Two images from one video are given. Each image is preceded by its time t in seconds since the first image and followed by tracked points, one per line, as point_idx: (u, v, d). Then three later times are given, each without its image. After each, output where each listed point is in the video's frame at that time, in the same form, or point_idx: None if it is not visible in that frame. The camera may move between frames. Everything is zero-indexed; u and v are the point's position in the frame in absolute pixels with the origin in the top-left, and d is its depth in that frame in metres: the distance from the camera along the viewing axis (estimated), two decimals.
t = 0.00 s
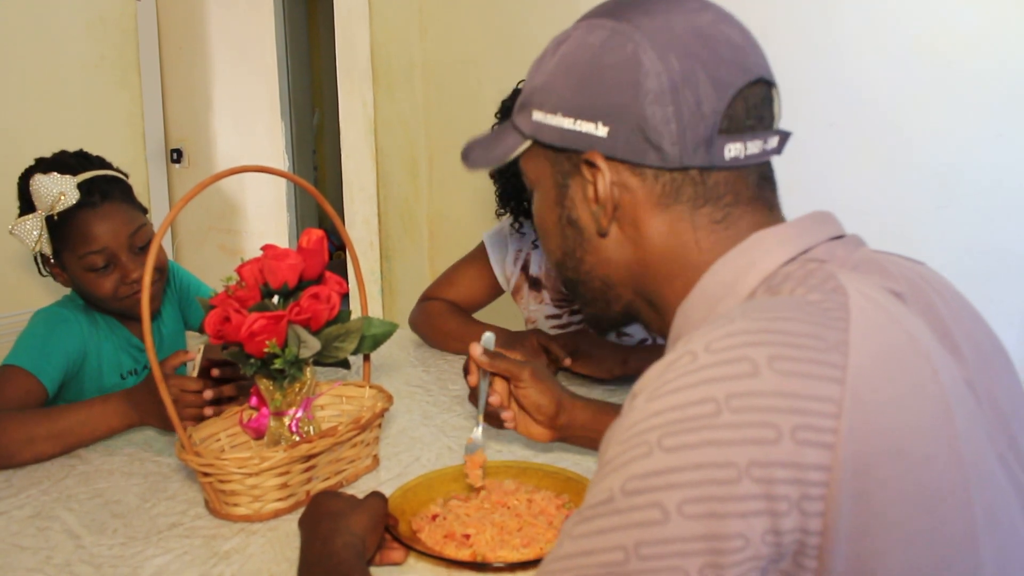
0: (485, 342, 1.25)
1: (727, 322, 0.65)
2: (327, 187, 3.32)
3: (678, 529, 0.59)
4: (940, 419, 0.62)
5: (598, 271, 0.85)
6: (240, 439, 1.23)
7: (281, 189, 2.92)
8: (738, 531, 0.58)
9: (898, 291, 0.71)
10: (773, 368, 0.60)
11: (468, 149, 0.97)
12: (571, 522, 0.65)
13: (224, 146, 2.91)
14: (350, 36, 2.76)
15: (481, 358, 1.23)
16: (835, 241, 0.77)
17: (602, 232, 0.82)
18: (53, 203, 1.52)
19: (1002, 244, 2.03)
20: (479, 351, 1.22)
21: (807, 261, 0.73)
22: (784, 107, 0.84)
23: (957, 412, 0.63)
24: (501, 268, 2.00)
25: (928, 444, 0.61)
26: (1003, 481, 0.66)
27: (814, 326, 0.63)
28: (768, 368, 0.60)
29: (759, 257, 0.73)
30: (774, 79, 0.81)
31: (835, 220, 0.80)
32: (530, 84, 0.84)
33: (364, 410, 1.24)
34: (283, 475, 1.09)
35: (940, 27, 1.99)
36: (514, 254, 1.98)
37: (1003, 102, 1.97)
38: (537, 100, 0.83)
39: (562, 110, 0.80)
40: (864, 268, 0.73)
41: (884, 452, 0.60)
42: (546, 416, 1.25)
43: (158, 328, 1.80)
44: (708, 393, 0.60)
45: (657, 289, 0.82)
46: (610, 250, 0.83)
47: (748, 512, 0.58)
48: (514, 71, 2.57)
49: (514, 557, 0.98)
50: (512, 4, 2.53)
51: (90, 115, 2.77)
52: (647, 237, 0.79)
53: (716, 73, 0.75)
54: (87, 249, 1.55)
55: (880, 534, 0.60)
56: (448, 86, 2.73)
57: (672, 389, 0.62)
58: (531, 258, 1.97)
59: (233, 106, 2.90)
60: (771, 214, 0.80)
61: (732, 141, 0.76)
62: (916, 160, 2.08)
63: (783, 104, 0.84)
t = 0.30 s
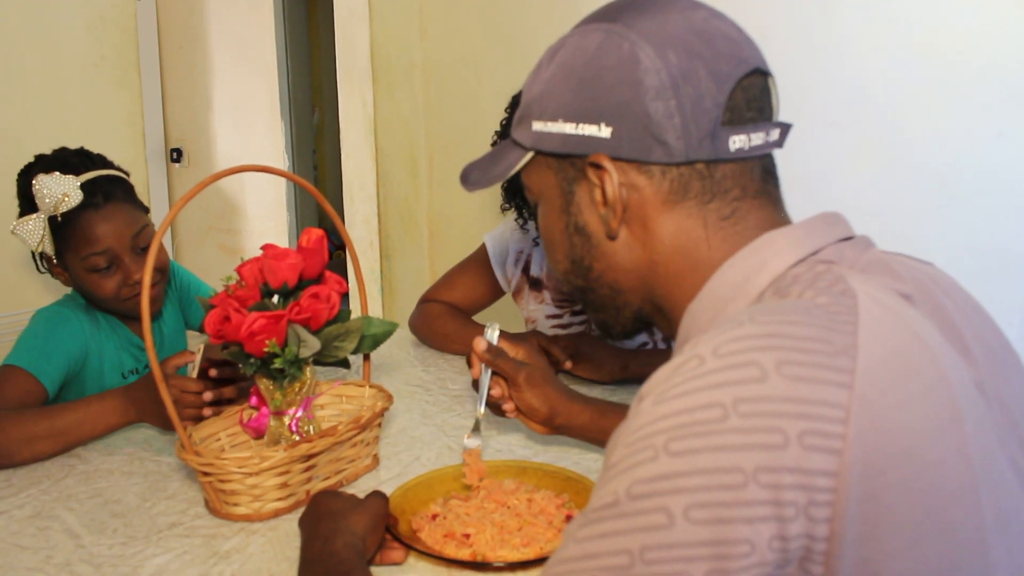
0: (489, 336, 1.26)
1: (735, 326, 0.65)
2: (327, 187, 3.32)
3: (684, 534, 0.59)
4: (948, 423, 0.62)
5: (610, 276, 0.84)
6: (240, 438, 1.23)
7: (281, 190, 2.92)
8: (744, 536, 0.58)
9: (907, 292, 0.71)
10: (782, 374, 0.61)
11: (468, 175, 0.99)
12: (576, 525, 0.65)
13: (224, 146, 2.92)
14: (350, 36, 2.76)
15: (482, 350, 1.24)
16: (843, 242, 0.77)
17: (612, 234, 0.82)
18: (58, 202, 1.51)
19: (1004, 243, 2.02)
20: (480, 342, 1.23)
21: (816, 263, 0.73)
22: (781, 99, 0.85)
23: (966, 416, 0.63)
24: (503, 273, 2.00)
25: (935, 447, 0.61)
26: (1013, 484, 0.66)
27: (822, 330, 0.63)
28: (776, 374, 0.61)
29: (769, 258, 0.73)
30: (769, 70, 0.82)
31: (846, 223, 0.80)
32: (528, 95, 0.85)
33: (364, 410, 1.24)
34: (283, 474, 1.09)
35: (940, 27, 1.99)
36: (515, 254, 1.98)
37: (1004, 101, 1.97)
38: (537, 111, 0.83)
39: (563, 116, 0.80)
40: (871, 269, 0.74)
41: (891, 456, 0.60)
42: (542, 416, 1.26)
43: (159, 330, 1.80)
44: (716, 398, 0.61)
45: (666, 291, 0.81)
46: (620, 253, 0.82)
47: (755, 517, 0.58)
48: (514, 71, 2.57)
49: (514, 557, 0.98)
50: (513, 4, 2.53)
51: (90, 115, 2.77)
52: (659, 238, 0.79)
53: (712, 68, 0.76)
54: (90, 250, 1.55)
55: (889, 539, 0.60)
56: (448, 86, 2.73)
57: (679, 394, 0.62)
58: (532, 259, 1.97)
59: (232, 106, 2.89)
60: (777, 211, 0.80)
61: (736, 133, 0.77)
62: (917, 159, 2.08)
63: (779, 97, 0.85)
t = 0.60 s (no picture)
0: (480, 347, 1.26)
1: (740, 329, 0.65)
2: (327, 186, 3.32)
3: (688, 538, 0.59)
4: (955, 426, 0.62)
5: (621, 275, 0.84)
6: (241, 438, 1.23)
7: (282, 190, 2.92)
8: (747, 541, 0.58)
9: (916, 294, 0.71)
10: (786, 377, 0.60)
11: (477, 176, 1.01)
12: (579, 527, 0.65)
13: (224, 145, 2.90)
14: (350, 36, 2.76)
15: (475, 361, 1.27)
16: (854, 243, 0.77)
17: (624, 232, 0.82)
18: (58, 213, 1.49)
19: (1005, 244, 2.02)
20: (473, 351, 1.26)
21: (825, 263, 0.73)
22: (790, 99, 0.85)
23: (971, 417, 0.63)
24: (503, 273, 2.00)
25: (940, 450, 0.61)
26: (1020, 488, 0.66)
27: (827, 334, 0.63)
28: (780, 377, 0.60)
29: (778, 258, 0.73)
30: (780, 69, 0.82)
31: (856, 224, 0.80)
32: (540, 94, 0.86)
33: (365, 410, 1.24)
34: (283, 475, 1.09)
35: (940, 27, 1.99)
36: (515, 253, 1.98)
37: (1004, 102, 1.97)
38: (550, 108, 0.84)
39: (575, 114, 0.81)
40: (880, 271, 0.74)
41: (896, 459, 0.60)
42: (542, 417, 1.26)
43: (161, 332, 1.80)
44: (719, 402, 0.60)
45: (677, 291, 0.81)
46: (632, 251, 0.82)
47: (759, 522, 0.58)
48: (515, 71, 2.57)
49: (515, 557, 0.98)
50: (513, 4, 2.53)
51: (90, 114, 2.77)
52: (671, 236, 0.79)
53: (724, 66, 0.76)
54: (91, 259, 1.54)
55: (894, 541, 0.61)
56: (449, 86, 2.72)
57: (682, 397, 0.62)
58: (533, 258, 1.97)
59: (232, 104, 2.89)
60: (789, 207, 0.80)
61: (748, 130, 0.77)
62: (917, 160, 2.08)
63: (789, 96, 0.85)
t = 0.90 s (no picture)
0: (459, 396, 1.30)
1: (750, 333, 0.66)
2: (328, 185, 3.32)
3: (698, 541, 0.59)
4: (969, 429, 0.62)
5: (641, 271, 0.84)
6: (243, 439, 1.23)
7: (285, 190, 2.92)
8: (757, 544, 0.59)
9: (930, 297, 0.71)
10: (797, 382, 0.61)
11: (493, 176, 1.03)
12: (587, 531, 0.66)
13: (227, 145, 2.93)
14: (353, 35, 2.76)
15: (458, 410, 1.28)
16: (869, 244, 0.77)
17: (643, 228, 0.82)
18: (54, 237, 1.47)
19: (1007, 244, 2.02)
20: (451, 405, 1.28)
21: (840, 264, 0.73)
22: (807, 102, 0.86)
23: (985, 419, 0.63)
24: (503, 274, 2.00)
25: (953, 453, 0.61)
26: None
27: (839, 338, 0.63)
28: (791, 382, 0.61)
29: (794, 258, 0.74)
30: (798, 70, 0.83)
31: (872, 224, 0.80)
32: (560, 91, 0.87)
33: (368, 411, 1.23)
34: (286, 475, 1.09)
35: (943, 27, 2.00)
36: (516, 255, 1.98)
37: (1006, 102, 1.97)
38: (569, 106, 0.85)
39: (596, 110, 0.82)
40: (895, 273, 0.74)
41: (909, 461, 0.60)
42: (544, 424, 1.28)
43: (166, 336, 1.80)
44: (730, 406, 0.61)
45: (695, 288, 0.81)
46: (651, 247, 0.83)
47: (769, 525, 0.59)
48: (519, 71, 2.57)
49: (517, 559, 0.98)
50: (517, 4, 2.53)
51: (92, 113, 2.77)
52: (692, 232, 0.79)
53: (743, 64, 0.77)
54: (91, 277, 1.53)
55: (905, 543, 0.61)
56: (453, 86, 2.72)
57: (691, 401, 0.63)
58: (533, 260, 1.96)
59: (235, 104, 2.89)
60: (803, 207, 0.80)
61: (769, 127, 0.78)
62: (919, 159, 2.08)
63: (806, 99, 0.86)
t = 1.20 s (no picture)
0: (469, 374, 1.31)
1: (742, 330, 0.66)
2: (330, 185, 3.32)
3: (694, 537, 0.59)
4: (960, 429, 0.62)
5: (629, 273, 0.86)
6: (246, 439, 1.23)
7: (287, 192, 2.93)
8: (753, 539, 0.58)
9: (922, 295, 0.71)
10: (790, 377, 0.61)
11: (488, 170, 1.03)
12: (586, 528, 0.65)
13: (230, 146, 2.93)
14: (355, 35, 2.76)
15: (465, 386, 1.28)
16: (859, 243, 0.77)
17: (636, 232, 0.82)
18: (59, 244, 1.46)
19: (1010, 244, 2.01)
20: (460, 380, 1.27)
21: (831, 264, 0.73)
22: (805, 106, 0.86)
23: (977, 416, 0.63)
24: (504, 275, 1.99)
25: (946, 449, 0.61)
26: None
27: (830, 333, 0.63)
28: (783, 377, 0.61)
29: (784, 259, 0.74)
30: (795, 75, 0.83)
31: (863, 222, 0.81)
32: (557, 91, 0.86)
33: (371, 411, 1.23)
34: (289, 475, 1.09)
35: (944, 26, 1.99)
36: (517, 257, 1.97)
37: (1009, 102, 1.96)
38: (564, 107, 0.85)
39: (592, 114, 0.81)
40: (887, 271, 0.74)
41: (903, 457, 0.60)
42: (546, 417, 1.27)
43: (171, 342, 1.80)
44: (723, 402, 0.61)
45: (685, 291, 0.82)
46: (642, 251, 0.83)
47: (764, 520, 0.58)
48: (521, 71, 2.57)
49: (520, 559, 0.98)
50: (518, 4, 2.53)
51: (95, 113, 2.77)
52: (683, 237, 0.79)
53: (740, 70, 0.77)
54: (96, 285, 1.53)
55: (900, 539, 0.60)
56: (454, 86, 2.72)
57: (685, 398, 0.63)
58: (534, 262, 1.96)
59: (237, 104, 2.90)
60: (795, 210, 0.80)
61: (764, 134, 0.78)
62: (921, 159, 2.08)
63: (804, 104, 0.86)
